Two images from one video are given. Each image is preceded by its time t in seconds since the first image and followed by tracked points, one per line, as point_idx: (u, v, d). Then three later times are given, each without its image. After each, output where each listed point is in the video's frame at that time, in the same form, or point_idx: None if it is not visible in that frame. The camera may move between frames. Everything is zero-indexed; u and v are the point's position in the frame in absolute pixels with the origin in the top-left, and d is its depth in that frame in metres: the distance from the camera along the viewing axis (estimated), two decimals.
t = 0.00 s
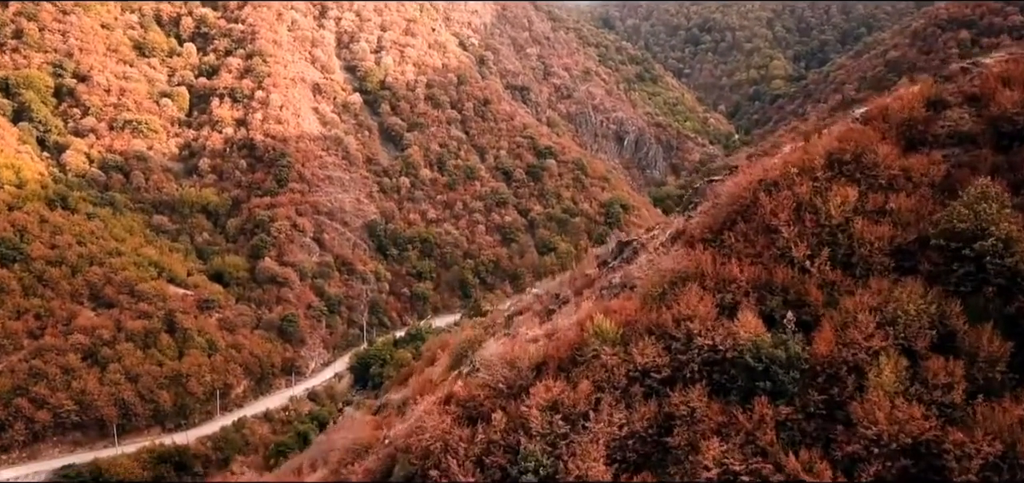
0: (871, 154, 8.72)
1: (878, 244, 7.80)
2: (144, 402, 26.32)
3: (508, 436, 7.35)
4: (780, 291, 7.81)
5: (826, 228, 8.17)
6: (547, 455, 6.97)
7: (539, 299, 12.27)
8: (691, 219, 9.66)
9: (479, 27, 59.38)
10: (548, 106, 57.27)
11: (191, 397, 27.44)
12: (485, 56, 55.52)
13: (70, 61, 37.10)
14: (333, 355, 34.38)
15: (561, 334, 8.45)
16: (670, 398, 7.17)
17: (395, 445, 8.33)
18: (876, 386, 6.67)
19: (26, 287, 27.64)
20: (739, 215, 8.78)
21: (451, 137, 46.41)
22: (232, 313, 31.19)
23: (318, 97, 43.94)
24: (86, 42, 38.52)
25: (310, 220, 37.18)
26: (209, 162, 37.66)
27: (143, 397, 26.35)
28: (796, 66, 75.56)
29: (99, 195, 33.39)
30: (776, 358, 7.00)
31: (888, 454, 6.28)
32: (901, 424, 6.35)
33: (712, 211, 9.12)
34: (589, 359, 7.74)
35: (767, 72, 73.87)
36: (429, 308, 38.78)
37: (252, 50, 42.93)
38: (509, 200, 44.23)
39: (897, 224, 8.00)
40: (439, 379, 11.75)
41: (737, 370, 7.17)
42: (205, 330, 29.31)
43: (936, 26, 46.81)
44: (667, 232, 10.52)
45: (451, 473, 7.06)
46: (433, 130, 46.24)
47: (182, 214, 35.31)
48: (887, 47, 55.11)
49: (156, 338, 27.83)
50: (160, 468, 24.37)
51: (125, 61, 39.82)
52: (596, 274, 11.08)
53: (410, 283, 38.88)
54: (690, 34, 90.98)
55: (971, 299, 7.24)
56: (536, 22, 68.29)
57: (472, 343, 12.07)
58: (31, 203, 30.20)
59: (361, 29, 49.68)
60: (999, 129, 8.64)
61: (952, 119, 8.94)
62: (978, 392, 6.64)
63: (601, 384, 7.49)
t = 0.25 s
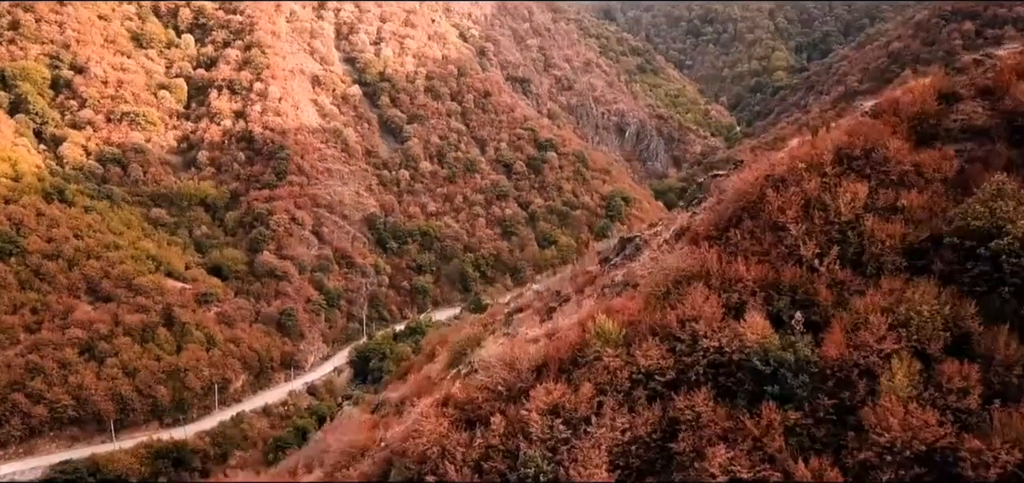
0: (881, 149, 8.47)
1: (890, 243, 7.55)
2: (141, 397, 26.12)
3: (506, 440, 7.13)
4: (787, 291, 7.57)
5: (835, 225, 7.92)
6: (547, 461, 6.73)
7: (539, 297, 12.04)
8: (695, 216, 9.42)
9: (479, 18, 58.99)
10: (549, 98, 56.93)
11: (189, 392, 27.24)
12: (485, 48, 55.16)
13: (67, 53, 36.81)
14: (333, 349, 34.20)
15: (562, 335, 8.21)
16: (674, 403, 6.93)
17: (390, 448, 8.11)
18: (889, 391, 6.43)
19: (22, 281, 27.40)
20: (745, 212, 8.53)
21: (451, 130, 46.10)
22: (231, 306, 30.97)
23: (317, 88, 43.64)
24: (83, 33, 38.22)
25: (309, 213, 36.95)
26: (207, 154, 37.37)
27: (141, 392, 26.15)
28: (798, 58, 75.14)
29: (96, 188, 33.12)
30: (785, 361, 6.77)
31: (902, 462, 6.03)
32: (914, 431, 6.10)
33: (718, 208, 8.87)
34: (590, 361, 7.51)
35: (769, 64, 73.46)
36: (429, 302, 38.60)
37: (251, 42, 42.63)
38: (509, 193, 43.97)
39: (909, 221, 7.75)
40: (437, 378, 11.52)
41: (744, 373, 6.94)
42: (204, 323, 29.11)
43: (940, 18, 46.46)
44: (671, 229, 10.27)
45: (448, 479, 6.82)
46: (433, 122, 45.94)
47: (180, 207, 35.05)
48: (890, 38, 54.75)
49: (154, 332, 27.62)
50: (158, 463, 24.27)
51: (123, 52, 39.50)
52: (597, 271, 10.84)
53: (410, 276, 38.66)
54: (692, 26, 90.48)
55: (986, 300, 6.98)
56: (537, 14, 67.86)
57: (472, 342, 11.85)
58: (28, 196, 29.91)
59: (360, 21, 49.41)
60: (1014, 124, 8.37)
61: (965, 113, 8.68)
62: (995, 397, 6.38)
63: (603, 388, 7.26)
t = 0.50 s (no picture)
0: (893, 144, 8.22)
1: (902, 241, 7.30)
2: (139, 392, 25.94)
3: (506, 446, 6.89)
4: (796, 292, 7.33)
5: (845, 223, 7.67)
6: (548, 469, 6.49)
7: (540, 294, 11.80)
8: (699, 213, 9.17)
9: (480, 9, 58.56)
10: (550, 90, 56.57)
11: (187, 387, 27.05)
12: (486, 39, 54.77)
13: (64, 45, 36.49)
14: (332, 343, 34.00)
15: (564, 335, 7.99)
16: (679, 407, 6.70)
17: (386, 452, 7.88)
18: (902, 397, 6.19)
19: (19, 275, 27.11)
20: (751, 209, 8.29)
21: (451, 122, 45.76)
22: (229, 300, 30.74)
23: (316, 80, 43.32)
24: (80, 24, 37.92)
25: (308, 207, 36.70)
26: (206, 146, 37.07)
27: (139, 387, 25.97)
28: (800, 49, 74.72)
29: (93, 181, 32.81)
30: (795, 366, 6.54)
31: (916, 471, 5.80)
32: (929, 439, 5.86)
33: (723, 205, 8.62)
34: (592, 364, 7.27)
35: (771, 55, 73.04)
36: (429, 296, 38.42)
37: (250, 33, 42.34)
38: (510, 186, 43.71)
39: (921, 219, 7.50)
40: (436, 378, 11.28)
41: (752, 377, 6.70)
42: (202, 317, 28.90)
43: (944, 9, 46.13)
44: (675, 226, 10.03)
45: None
46: (433, 115, 45.62)
47: (178, 200, 34.77)
48: (893, 29, 54.40)
49: (151, 326, 27.40)
50: (155, 458, 24.13)
51: (120, 44, 39.17)
52: (598, 270, 10.59)
53: (410, 270, 38.44)
54: (693, 17, 89.97)
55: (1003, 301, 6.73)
56: (537, 5, 67.41)
57: (471, 340, 11.62)
58: (24, 189, 29.59)
59: (360, 13, 49.18)
60: None
61: (979, 106, 8.42)
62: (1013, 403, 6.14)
63: (606, 392, 7.03)
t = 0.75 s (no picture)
0: (904, 139, 7.97)
1: (915, 241, 7.05)
2: (136, 387, 25.78)
3: (504, 452, 6.66)
4: (805, 292, 7.09)
5: (856, 221, 7.42)
6: (548, 477, 6.26)
7: (540, 291, 11.58)
8: (704, 210, 8.93)
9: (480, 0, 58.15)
10: (550, 82, 56.21)
11: (185, 382, 26.87)
12: (486, 31, 54.40)
13: (61, 36, 36.18)
14: (331, 337, 33.82)
15: (565, 337, 7.75)
16: (684, 413, 6.46)
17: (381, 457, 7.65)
18: (916, 404, 5.96)
19: (15, 269, 26.82)
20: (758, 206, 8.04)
21: (451, 114, 45.45)
22: (228, 294, 30.53)
23: (315, 72, 43.00)
24: (77, 16, 37.64)
25: (307, 200, 36.44)
26: (204, 139, 36.76)
27: (136, 382, 25.81)
28: (802, 40, 74.28)
29: (91, 174, 32.52)
30: (804, 370, 6.30)
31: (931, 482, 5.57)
32: (944, 448, 5.63)
33: (729, 202, 8.37)
34: (594, 367, 7.03)
35: (773, 46, 72.62)
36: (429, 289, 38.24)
37: (248, 25, 42.04)
38: (510, 179, 43.46)
39: (934, 217, 7.25)
40: (434, 378, 11.07)
41: (759, 382, 6.46)
42: (200, 311, 28.69)
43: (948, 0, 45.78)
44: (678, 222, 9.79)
45: None
46: (433, 107, 45.31)
47: (176, 193, 34.51)
48: (896, 21, 54.05)
49: (149, 321, 27.20)
50: (153, 454, 23.97)
51: (117, 35, 38.87)
52: (600, 268, 10.37)
53: (410, 263, 38.23)
54: (695, 8, 89.48)
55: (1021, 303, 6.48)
56: None
57: (470, 338, 11.40)
58: (21, 182, 29.30)
59: (359, 4, 48.93)
60: None
61: (993, 99, 8.16)
62: None
63: (608, 396, 6.79)
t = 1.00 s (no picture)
0: (916, 134, 7.72)
1: (929, 240, 6.80)
2: (134, 382, 25.59)
3: (504, 460, 6.42)
4: (814, 294, 6.86)
5: (867, 220, 7.18)
6: None
7: (540, 289, 11.37)
8: (709, 208, 8.70)
9: None
10: (551, 73, 55.82)
11: (183, 376, 26.70)
12: (486, 22, 53.98)
13: (57, 27, 35.84)
14: (331, 331, 33.63)
15: (566, 338, 7.53)
16: (689, 420, 6.22)
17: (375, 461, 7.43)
18: (932, 411, 5.72)
19: (11, 263, 26.50)
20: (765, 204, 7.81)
21: (451, 106, 45.11)
22: (226, 288, 30.31)
23: (315, 64, 42.71)
24: (74, 6, 37.32)
25: (306, 193, 36.17)
26: (202, 132, 36.44)
27: (133, 377, 25.63)
28: (804, 32, 73.86)
29: (88, 166, 32.20)
30: (814, 376, 6.07)
31: None
32: (962, 460, 5.39)
33: (735, 200, 8.14)
34: (596, 371, 6.80)
35: (774, 38, 72.21)
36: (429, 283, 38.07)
37: (246, 16, 41.72)
38: (511, 172, 43.20)
39: (948, 216, 7.00)
40: (432, 377, 10.85)
41: (767, 387, 6.23)
42: (198, 306, 28.47)
43: None
44: (682, 219, 9.56)
45: None
46: (433, 99, 44.97)
47: (174, 186, 34.24)
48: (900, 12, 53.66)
49: (147, 315, 26.99)
50: (151, 450, 23.81)
51: (114, 26, 38.56)
52: (602, 266, 10.14)
53: (410, 256, 38.02)
54: None
55: None
56: None
57: (469, 336, 11.19)
58: (17, 175, 28.96)
59: None
60: None
61: (1008, 93, 7.90)
62: None
63: (610, 401, 6.56)
